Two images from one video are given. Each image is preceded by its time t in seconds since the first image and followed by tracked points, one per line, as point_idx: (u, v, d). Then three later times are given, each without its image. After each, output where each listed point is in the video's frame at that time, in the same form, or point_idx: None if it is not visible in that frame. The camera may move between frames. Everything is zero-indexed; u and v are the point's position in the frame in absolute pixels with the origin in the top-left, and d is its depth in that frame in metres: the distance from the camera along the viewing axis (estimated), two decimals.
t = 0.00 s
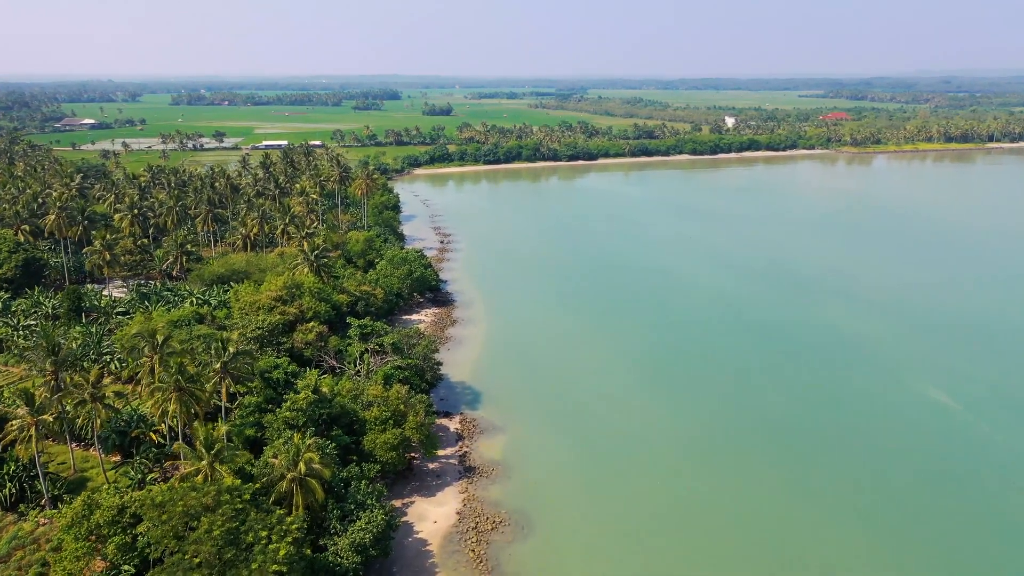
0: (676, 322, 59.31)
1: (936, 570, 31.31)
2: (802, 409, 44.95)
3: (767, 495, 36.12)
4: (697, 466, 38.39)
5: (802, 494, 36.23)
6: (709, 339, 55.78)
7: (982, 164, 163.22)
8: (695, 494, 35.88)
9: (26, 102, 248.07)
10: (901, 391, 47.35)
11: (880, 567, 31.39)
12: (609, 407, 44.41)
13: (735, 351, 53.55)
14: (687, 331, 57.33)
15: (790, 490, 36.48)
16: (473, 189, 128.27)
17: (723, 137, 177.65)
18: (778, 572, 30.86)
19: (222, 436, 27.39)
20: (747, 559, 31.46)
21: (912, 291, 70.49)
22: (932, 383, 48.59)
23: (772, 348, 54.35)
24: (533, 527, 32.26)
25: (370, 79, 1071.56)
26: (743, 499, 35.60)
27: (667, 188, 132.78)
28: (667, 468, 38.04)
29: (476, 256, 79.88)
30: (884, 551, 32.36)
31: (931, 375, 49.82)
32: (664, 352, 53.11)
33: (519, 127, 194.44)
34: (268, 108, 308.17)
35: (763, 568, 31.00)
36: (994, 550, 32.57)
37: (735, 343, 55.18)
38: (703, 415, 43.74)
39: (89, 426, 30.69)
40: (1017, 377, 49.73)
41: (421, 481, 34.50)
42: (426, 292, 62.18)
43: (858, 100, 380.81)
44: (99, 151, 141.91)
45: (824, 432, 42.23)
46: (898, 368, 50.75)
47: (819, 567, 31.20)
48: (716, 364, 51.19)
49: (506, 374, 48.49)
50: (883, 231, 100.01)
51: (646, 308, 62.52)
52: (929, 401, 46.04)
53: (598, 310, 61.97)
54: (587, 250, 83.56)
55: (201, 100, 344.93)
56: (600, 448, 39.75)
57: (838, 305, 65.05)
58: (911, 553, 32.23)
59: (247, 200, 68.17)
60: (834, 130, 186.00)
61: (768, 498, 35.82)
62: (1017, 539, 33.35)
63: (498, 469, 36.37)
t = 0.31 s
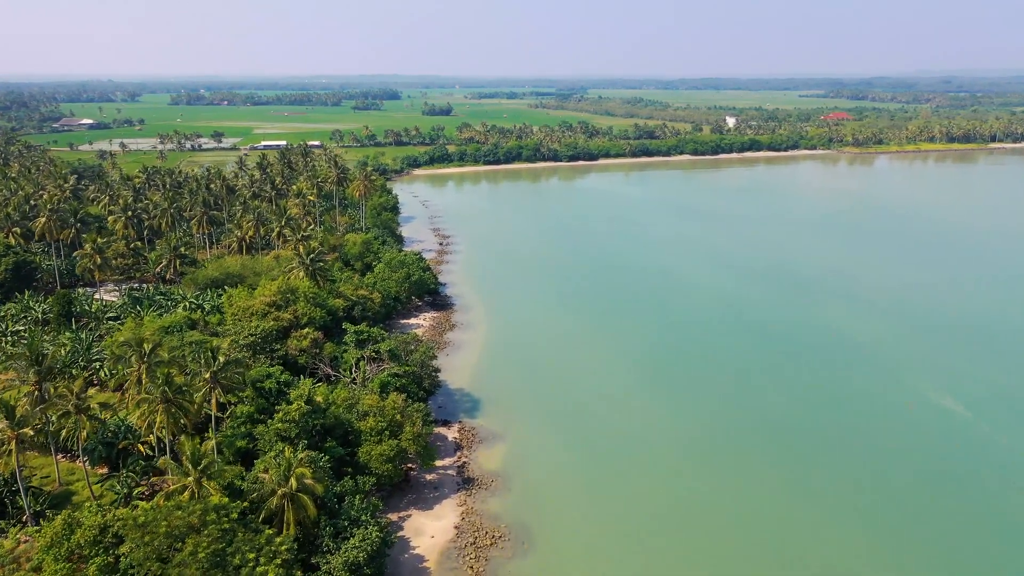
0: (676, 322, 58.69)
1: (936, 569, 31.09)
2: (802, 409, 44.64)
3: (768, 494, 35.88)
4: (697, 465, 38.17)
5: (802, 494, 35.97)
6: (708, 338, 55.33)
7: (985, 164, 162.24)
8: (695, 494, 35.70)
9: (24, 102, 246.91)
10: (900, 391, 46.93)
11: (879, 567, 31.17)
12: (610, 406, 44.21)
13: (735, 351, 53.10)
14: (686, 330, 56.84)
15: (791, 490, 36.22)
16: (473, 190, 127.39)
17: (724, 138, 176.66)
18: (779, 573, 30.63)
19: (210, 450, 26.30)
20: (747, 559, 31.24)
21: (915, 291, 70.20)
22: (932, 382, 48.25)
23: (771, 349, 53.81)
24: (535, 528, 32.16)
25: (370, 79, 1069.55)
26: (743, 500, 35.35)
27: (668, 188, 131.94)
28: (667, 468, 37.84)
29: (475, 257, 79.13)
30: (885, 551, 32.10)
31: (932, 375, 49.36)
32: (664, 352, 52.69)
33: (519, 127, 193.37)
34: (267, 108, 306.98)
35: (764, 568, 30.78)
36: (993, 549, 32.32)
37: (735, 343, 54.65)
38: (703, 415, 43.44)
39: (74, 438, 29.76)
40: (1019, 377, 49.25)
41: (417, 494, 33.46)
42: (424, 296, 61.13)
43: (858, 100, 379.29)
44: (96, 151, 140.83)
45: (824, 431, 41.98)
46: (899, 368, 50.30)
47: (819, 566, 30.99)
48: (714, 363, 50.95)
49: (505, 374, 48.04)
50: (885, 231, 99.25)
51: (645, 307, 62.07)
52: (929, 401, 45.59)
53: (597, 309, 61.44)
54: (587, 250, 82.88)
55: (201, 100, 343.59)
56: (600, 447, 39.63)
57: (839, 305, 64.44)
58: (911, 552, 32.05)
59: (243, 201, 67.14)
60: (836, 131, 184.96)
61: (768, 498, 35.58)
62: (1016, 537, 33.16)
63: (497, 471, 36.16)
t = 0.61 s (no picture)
0: (675, 322, 58.13)
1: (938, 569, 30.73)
2: (801, 410, 44.19)
3: (768, 494, 35.55)
4: (698, 464, 37.84)
5: (804, 493, 35.65)
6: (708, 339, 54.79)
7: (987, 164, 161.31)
8: (695, 493, 35.42)
9: (22, 102, 245.57)
10: (901, 393, 46.46)
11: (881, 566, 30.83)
12: (610, 406, 43.87)
13: (734, 351, 52.60)
14: (686, 331, 56.30)
15: (792, 489, 35.85)
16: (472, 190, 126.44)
17: (725, 137, 175.61)
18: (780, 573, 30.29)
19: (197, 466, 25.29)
20: (747, 559, 30.95)
21: (917, 290, 69.58)
22: (934, 384, 47.74)
23: (771, 350, 53.17)
24: (534, 528, 31.97)
25: (370, 79, 1068.09)
26: (744, 499, 35.00)
27: (669, 188, 131.03)
28: (666, 467, 37.53)
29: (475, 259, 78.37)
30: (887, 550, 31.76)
31: (933, 377, 48.87)
32: (663, 352, 52.21)
33: (519, 127, 192.37)
34: (267, 108, 305.52)
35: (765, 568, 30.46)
36: (994, 547, 32.03)
37: (734, 344, 54.06)
38: (704, 415, 43.11)
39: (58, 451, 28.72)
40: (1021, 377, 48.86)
41: (415, 507, 32.44)
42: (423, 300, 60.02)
43: (859, 100, 378.01)
44: (93, 151, 139.54)
45: (825, 431, 41.60)
46: (900, 370, 49.77)
47: (821, 566, 30.66)
48: (713, 363, 50.50)
49: (505, 376, 47.54)
50: (887, 231, 98.50)
51: (644, 308, 61.59)
52: (932, 403, 45.11)
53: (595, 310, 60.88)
54: (587, 252, 82.20)
55: (200, 99, 342.12)
56: (600, 446, 39.41)
57: (840, 306, 63.73)
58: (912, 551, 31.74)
59: (238, 203, 66.13)
60: (838, 131, 183.94)
61: (769, 498, 35.24)
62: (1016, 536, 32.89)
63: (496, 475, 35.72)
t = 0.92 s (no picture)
0: (674, 325, 57.73)
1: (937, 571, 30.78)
2: (800, 411, 43.99)
3: (768, 494, 35.70)
4: (698, 464, 38.01)
5: (803, 493, 35.83)
6: (705, 341, 54.49)
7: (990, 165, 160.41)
8: (696, 493, 35.61)
9: (19, 101, 244.00)
10: (901, 395, 45.96)
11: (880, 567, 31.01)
12: (609, 406, 43.97)
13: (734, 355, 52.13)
14: (685, 334, 55.85)
15: (791, 490, 36.03)
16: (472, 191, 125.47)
17: (726, 138, 174.60)
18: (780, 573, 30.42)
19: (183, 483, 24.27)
20: (748, 559, 31.14)
21: (919, 290, 69.08)
22: (934, 386, 47.35)
23: (771, 353, 52.61)
24: (537, 528, 32.10)
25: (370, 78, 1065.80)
26: (745, 499, 35.18)
27: (670, 189, 130.24)
28: (667, 467, 37.73)
29: (474, 261, 77.76)
30: (887, 550, 31.94)
31: (934, 377, 48.53)
32: (659, 355, 51.89)
33: (518, 127, 191.35)
34: (265, 108, 304.03)
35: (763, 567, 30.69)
36: (993, 547, 32.19)
37: (733, 347, 53.56)
38: (703, 415, 43.14)
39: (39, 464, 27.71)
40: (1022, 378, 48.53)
41: (412, 521, 31.41)
42: (421, 304, 58.92)
43: (860, 100, 376.71)
44: (90, 151, 138.31)
45: (824, 432, 41.62)
46: (902, 372, 49.42)
47: (820, 565, 30.87)
48: (711, 365, 50.29)
49: (504, 380, 47.32)
50: (890, 231, 97.73)
51: (643, 310, 61.23)
52: (932, 406, 44.66)
53: (594, 313, 60.59)
54: (586, 254, 81.65)
55: (198, 99, 340.58)
56: (601, 446, 39.60)
57: (842, 307, 63.10)
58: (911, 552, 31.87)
59: (234, 205, 65.20)
60: (839, 131, 182.95)
61: (769, 498, 35.41)
62: (1015, 537, 33.01)
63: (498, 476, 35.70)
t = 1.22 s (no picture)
0: (673, 325, 56.87)
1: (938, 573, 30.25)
2: (801, 411, 43.32)
3: (768, 494, 35.34)
4: (698, 464, 37.70)
5: (803, 494, 35.46)
6: (704, 340, 53.68)
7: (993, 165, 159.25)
8: (696, 493, 35.27)
9: (16, 101, 242.20)
10: (903, 395, 45.19)
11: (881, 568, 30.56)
12: (608, 407, 43.60)
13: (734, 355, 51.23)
14: (683, 334, 54.93)
15: (791, 490, 35.66)
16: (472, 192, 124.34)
17: (727, 138, 173.35)
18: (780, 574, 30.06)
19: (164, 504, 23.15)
20: (749, 558, 30.90)
21: (922, 289, 68.17)
22: (937, 384, 46.58)
23: (770, 353, 51.65)
24: (537, 528, 32.04)
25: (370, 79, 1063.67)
26: (744, 499, 34.91)
27: (671, 189, 129.17)
28: (666, 467, 37.42)
29: (473, 262, 76.84)
30: (887, 549, 31.69)
31: (937, 376, 47.74)
32: (658, 355, 51.08)
33: (518, 127, 189.93)
34: (264, 108, 302.36)
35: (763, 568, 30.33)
36: (992, 547, 31.78)
37: (732, 347, 52.72)
38: (702, 415, 42.69)
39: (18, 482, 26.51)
40: None
41: (408, 539, 30.27)
42: (419, 308, 57.68)
43: (861, 100, 375.09)
44: (86, 152, 136.98)
45: (824, 431, 41.11)
46: (904, 371, 48.60)
47: (820, 567, 30.48)
48: (709, 364, 49.54)
49: (502, 382, 46.68)
50: (893, 231, 96.71)
51: (642, 310, 60.39)
52: (934, 406, 43.76)
53: (592, 313, 59.70)
54: (585, 254, 80.69)
55: (197, 99, 338.90)
56: (601, 445, 39.45)
57: (843, 306, 62.19)
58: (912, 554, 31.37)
59: (228, 207, 63.98)
60: (841, 131, 181.70)
61: (769, 498, 35.03)
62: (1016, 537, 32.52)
63: (498, 476, 35.75)
